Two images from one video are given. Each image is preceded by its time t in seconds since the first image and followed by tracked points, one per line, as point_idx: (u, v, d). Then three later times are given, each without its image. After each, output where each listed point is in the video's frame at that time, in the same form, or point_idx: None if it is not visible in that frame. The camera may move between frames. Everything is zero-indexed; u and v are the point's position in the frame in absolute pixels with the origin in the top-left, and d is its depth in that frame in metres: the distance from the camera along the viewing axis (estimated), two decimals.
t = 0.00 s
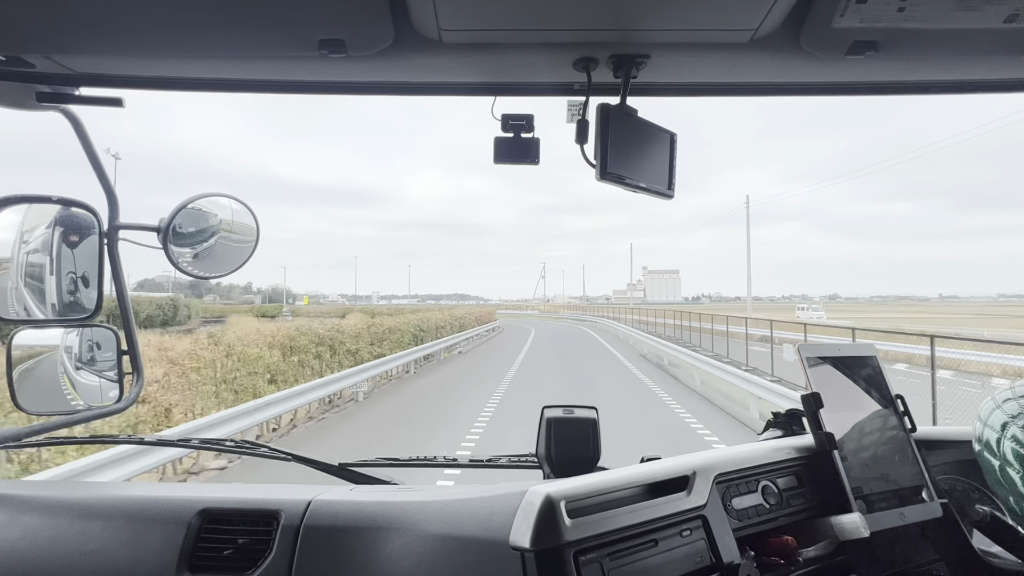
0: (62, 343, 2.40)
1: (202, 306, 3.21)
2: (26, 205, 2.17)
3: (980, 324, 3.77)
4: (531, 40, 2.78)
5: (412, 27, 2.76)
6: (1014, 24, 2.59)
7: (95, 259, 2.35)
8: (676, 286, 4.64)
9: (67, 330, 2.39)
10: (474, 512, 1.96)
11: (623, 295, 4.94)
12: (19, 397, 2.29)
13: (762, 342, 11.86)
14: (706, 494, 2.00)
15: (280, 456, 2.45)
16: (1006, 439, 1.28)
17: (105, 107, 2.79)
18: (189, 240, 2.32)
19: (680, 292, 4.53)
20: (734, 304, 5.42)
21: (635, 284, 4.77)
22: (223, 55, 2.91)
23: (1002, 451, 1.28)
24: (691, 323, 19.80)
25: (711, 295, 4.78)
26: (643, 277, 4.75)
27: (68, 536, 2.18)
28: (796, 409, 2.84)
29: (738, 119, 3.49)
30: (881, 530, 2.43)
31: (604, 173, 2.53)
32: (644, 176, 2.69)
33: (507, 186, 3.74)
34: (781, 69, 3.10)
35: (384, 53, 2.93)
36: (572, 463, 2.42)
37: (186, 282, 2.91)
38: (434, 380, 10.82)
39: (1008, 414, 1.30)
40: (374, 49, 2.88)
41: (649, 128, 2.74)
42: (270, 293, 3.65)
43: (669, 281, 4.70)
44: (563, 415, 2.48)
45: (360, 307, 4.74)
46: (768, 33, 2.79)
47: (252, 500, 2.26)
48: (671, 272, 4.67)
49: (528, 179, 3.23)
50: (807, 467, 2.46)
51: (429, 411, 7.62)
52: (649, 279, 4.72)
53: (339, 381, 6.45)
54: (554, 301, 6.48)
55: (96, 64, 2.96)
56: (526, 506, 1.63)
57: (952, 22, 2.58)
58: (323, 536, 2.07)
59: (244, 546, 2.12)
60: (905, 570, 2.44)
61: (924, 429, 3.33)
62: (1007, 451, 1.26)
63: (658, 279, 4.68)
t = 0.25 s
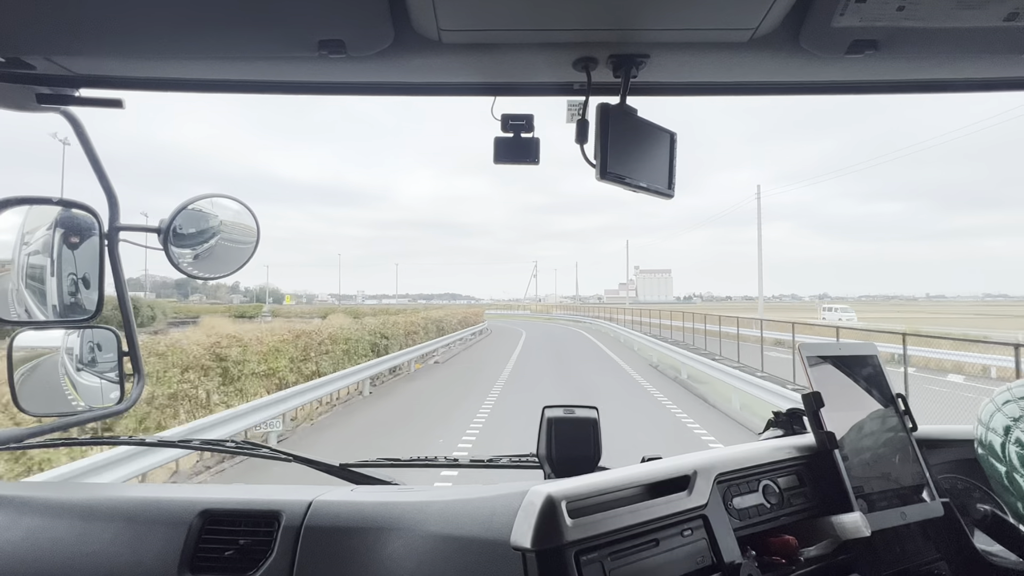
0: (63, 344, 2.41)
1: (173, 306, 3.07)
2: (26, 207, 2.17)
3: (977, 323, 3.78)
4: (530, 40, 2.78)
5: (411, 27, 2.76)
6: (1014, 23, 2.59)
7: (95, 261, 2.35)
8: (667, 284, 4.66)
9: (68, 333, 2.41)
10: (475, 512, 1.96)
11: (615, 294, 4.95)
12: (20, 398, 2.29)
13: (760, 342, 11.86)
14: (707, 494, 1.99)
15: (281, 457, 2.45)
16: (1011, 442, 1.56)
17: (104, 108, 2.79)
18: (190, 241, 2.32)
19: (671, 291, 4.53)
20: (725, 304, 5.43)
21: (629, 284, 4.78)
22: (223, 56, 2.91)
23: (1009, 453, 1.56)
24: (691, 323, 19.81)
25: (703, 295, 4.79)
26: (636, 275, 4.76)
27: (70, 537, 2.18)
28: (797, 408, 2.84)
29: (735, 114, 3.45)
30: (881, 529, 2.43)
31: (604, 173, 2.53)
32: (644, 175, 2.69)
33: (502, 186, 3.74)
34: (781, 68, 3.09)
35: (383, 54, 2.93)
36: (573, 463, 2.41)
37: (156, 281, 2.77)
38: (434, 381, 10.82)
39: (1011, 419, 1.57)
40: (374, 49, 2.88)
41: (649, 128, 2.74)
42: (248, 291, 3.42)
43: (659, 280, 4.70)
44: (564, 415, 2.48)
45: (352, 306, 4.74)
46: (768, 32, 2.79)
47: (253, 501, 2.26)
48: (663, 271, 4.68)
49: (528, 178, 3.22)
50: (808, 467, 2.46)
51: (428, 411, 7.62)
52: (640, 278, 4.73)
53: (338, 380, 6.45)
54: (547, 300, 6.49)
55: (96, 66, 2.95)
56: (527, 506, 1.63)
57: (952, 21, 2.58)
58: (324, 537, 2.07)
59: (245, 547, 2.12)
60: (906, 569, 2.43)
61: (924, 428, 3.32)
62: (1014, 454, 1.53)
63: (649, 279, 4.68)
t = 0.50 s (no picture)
0: (63, 345, 2.40)
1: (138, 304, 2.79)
2: (26, 208, 2.19)
3: (978, 326, 3.77)
4: (532, 42, 2.78)
5: (413, 29, 2.77)
6: (1016, 25, 2.59)
7: (96, 261, 2.37)
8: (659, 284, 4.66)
9: (69, 334, 2.41)
10: (475, 514, 1.96)
11: (607, 294, 4.96)
12: (20, 398, 2.30)
13: (758, 344, 11.83)
14: (707, 496, 1.99)
15: (281, 458, 2.45)
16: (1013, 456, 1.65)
17: (106, 109, 2.80)
18: (191, 242, 2.35)
19: (663, 290, 4.51)
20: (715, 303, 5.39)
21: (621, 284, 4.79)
22: (224, 57, 2.92)
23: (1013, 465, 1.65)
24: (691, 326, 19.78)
25: (695, 296, 4.80)
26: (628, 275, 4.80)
27: (70, 538, 2.18)
28: (798, 411, 2.83)
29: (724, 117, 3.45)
30: (882, 532, 2.42)
31: (605, 175, 2.53)
32: (645, 177, 2.70)
33: (501, 188, 3.74)
34: (781, 70, 3.10)
35: (385, 56, 2.93)
36: (573, 464, 2.41)
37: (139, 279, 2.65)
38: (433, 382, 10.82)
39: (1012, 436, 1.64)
40: (375, 51, 2.89)
41: (650, 130, 2.74)
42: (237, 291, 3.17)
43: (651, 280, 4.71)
44: (564, 417, 2.47)
45: (342, 309, 4.75)
46: (769, 35, 2.80)
47: (252, 503, 2.25)
48: (654, 271, 4.68)
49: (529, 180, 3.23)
50: (809, 470, 2.46)
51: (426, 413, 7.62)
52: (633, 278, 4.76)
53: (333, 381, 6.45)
54: (538, 301, 6.48)
55: (98, 67, 2.96)
56: (527, 508, 1.63)
57: (953, 24, 2.58)
58: (324, 539, 2.07)
59: (244, 548, 2.11)
60: (907, 573, 2.43)
61: (927, 431, 3.31)
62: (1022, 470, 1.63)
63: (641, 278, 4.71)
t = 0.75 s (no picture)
0: (65, 344, 2.41)
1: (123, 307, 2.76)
2: (29, 207, 2.19)
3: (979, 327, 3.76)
4: (533, 42, 2.78)
5: (414, 29, 2.77)
6: (1018, 26, 2.59)
7: (97, 260, 2.37)
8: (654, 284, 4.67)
9: (70, 333, 2.41)
10: (475, 514, 1.96)
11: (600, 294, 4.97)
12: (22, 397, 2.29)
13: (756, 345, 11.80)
14: (707, 497, 1.99)
15: (281, 458, 2.45)
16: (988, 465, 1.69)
17: (107, 109, 2.80)
18: (192, 241, 2.34)
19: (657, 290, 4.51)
20: (706, 303, 5.39)
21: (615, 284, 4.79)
22: (225, 57, 2.92)
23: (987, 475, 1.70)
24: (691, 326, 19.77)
25: (688, 295, 4.80)
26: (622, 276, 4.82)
27: (70, 537, 2.18)
28: (799, 412, 2.83)
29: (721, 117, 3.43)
30: (882, 534, 2.42)
31: (605, 175, 2.53)
32: (646, 178, 2.70)
33: (500, 188, 3.75)
34: (783, 71, 3.09)
35: (386, 56, 2.93)
36: (574, 464, 2.41)
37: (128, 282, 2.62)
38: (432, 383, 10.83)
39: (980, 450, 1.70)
40: (377, 51, 2.89)
41: (651, 131, 2.74)
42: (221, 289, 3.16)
43: (645, 279, 4.71)
44: (564, 417, 2.47)
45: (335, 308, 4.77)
46: (770, 35, 2.79)
47: (253, 502, 2.25)
48: (647, 271, 4.69)
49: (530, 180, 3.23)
50: (809, 471, 2.45)
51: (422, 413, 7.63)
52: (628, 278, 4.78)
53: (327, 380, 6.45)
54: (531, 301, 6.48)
55: (100, 66, 2.96)
56: (528, 508, 1.63)
57: (955, 25, 2.58)
58: (325, 538, 2.07)
59: (244, 547, 2.12)
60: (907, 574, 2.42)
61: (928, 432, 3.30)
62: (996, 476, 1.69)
63: (635, 278, 4.71)
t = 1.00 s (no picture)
0: (66, 343, 2.40)
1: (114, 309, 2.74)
2: (29, 207, 2.19)
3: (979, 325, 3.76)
4: (534, 41, 2.79)
5: (415, 28, 2.77)
6: (1020, 24, 2.59)
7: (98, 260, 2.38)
8: (648, 283, 4.67)
9: (72, 332, 2.40)
10: (476, 513, 1.96)
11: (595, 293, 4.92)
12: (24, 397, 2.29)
13: (753, 344, 11.81)
14: (708, 495, 1.99)
15: (283, 457, 2.45)
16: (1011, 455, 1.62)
17: (108, 109, 2.80)
18: (193, 240, 2.34)
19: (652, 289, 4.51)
20: (706, 302, 5.39)
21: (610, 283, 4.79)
22: (226, 56, 2.92)
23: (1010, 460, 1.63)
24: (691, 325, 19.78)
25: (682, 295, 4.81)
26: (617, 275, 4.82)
27: (72, 536, 2.19)
28: (800, 410, 2.83)
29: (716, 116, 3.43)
30: (883, 531, 2.42)
31: (606, 174, 2.53)
32: (647, 176, 2.70)
33: (496, 188, 3.75)
34: (783, 69, 3.09)
35: (387, 55, 2.93)
36: (574, 463, 2.41)
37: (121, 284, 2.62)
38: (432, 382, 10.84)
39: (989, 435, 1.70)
40: (378, 50, 2.89)
41: (652, 129, 2.74)
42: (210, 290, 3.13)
43: (639, 279, 4.71)
44: (565, 415, 2.47)
45: (324, 307, 4.73)
46: (771, 34, 2.79)
47: (254, 501, 2.26)
48: (641, 270, 4.69)
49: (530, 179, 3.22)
50: (810, 469, 2.45)
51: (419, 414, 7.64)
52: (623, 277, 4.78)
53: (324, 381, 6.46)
54: (525, 300, 6.49)
55: (100, 66, 2.96)
56: (529, 507, 1.63)
57: (956, 23, 2.57)
58: (327, 537, 2.08)
59: (246, 546, 2.12)
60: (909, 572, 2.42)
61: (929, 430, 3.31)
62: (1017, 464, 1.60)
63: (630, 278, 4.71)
